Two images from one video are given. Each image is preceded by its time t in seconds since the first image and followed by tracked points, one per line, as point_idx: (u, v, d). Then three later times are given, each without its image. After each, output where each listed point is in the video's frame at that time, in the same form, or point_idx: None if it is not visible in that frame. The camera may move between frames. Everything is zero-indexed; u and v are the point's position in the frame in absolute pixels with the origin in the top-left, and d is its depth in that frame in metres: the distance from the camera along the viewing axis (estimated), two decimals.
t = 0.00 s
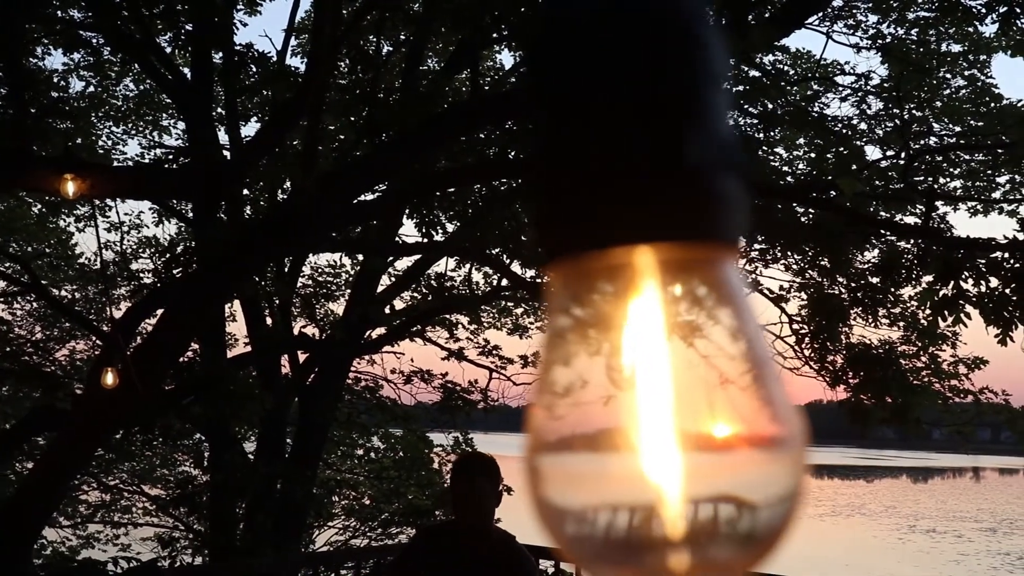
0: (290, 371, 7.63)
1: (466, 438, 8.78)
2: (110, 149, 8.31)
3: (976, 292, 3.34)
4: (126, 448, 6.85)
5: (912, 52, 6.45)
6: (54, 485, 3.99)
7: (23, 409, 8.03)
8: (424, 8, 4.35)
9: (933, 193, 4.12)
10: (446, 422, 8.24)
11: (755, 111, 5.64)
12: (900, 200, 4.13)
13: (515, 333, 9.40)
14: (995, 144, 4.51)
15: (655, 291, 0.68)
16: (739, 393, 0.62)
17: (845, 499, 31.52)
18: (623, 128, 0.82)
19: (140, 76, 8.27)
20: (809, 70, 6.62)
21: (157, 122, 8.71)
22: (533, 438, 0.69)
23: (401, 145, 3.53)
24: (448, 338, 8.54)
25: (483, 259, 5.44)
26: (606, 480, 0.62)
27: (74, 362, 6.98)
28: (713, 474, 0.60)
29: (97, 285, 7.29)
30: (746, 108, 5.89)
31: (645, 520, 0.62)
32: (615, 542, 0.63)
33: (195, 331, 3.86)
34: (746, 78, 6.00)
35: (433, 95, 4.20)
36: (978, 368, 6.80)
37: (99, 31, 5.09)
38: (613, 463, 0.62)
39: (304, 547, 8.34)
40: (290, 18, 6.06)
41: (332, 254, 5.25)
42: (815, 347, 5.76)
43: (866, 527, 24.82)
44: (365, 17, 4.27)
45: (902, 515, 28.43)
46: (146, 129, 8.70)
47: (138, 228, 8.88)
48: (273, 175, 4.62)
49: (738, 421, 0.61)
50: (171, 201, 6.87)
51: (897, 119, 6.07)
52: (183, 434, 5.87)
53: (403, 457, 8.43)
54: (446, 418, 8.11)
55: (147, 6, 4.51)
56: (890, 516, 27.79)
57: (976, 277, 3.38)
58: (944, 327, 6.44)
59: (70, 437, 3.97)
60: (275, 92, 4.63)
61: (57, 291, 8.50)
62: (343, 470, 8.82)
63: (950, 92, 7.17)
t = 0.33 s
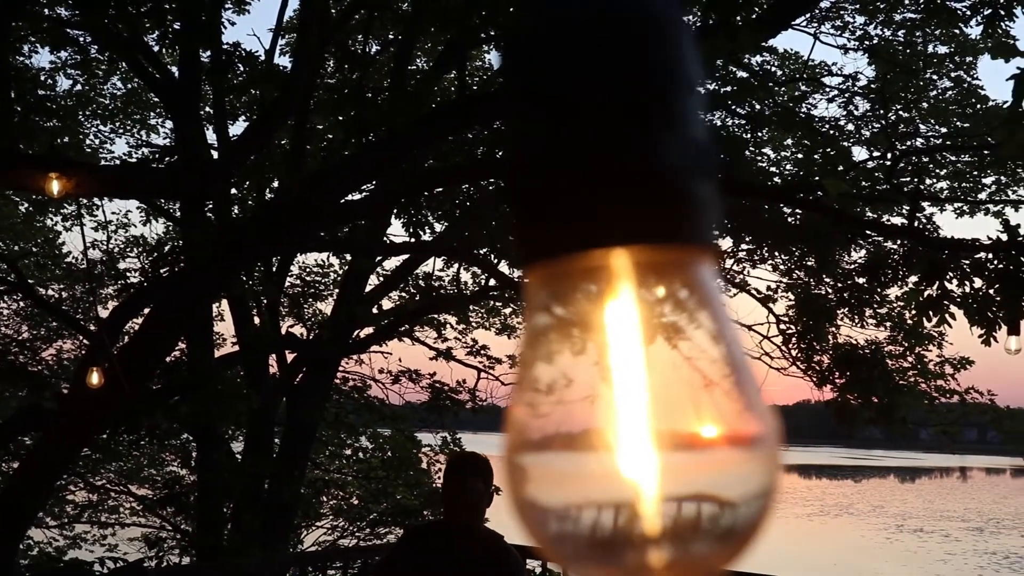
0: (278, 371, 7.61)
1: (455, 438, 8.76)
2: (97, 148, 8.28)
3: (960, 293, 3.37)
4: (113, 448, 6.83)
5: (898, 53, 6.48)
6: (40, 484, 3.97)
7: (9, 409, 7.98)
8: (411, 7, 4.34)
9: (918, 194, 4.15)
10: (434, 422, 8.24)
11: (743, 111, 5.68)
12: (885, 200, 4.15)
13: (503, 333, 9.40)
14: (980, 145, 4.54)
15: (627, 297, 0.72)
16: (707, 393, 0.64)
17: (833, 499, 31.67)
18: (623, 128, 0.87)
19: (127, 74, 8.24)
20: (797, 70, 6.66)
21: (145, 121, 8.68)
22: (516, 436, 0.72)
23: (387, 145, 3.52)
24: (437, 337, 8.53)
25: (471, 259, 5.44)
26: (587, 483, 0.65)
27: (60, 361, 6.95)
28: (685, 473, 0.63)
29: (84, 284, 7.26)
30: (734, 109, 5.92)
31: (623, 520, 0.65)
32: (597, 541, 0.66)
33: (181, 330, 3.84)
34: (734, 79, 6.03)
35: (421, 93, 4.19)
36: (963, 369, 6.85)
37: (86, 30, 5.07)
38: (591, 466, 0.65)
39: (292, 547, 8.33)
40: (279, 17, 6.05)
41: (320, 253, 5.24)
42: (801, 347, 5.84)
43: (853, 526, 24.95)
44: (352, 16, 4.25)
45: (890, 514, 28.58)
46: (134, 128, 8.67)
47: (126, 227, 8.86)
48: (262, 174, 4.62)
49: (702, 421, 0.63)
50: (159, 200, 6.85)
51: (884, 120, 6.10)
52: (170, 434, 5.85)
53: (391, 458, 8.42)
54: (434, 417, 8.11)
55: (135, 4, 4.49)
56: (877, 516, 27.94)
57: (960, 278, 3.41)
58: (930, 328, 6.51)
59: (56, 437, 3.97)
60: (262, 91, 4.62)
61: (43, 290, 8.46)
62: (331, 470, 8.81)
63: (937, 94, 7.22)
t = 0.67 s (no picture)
0: (265, 366, 7.60)
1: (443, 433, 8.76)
2: (83, 143, 8.23)
3: (944, 286, 3.39)
4: (100, 443, 6.81)
5: (885, 48, 6.51)
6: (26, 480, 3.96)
7: None
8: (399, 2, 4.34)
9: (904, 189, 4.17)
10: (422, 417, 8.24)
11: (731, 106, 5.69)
12: (871, 195, 4.17)
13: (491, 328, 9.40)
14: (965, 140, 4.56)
15: (588, 313, 1.09)
16: (650, 399, 0.99)
17: (820, 493, 31.80)
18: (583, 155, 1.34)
19: (114, 68, 8.19)
20: (785, 65, 6.67)
21: (131, 116, 8.64)
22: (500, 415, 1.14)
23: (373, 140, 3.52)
24: (425, 332, 8.53)
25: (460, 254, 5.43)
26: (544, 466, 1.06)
27: (47, 357, 6.92)
28: (618, 462, 1.03)
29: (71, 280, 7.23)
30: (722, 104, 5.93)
31: (566, 490, 1.05)
32: (553, 510, 1.05)
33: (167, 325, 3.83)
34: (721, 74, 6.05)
35: (409, 88, 4.19)
36: (949, 362, 6.89)
37: (71, 24, 5.04)
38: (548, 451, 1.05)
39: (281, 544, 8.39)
40: (266, 12, 6.02)
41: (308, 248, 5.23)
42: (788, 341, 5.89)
43: (842, 520, 25.07)
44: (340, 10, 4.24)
45: (877, 508, 28.74)
46: (121, 122, 8.62)
47: (113, 222, 8.82)
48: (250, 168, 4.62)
49: (638, 418, 0.97)
50: (145, 195, 6.82)
51: (870, 115, 6.13)
52: (157, 429, 5.83)
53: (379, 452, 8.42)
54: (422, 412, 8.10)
55: None
56: (864, 510, 28.07)
57: (944, 272, 3.43)
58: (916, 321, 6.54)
59: (40, 431, 3.96)
60: (249, 85, 4.60)
61: (30, 286, 8.41)
62: (320, 465, 8.80)
63: (923, 89, 7.25)
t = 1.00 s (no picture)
0: (257, 358, 7.60)
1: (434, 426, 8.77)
2: (75, 134, 8.20)
3: (934, 280, 3.41)
4: (90, 434, 6.81)
5: (876, 43, 6.52)
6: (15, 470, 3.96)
7: None
8: None
9: (894, 182, 4.19)
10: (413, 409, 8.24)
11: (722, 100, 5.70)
12: (862, 189, 4.19)
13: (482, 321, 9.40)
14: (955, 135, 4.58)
15: (553, 298, 0.92)
16: (630, 372, 0.89)
17: (811, 486, 31.98)
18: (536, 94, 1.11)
19: (105, 59, 8.16)
20: (777, 60, 6.68)
21: (123, 107, 8.60)
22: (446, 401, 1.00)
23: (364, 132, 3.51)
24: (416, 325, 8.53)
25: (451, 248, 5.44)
26: (511, 438, 0.92)
27: (37, 349, 6.91)
28: (579, 434, 0.90)
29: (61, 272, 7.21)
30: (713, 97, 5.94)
31: (530, 470, 0.93)
32: (517, 489, 0.93)
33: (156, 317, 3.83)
34: (713, 68, 6.05)
35: (400, 81, 4.18)
36: (939, 356, 6.93)
37: (61, 15, 5.02)
38: (513, 421, 0.91)
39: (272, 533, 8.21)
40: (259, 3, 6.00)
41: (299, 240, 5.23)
42: (778, 335, 5.94)
43: (832, 513, 25.21)
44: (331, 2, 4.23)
45: (867, 501, 28.90)
46: (111, 114, 8.59)
47: (104, 214, 8.80)
48: (240, 160, 4.61)
49: (615, 400, 0.87)
50: (136, 186, 6.80)
51: (861, 109, 6.14)
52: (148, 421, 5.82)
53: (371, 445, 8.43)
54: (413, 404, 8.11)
55: None
56: (855, 504, 28.20)
57: (934, 265, 3.45)
58: (905, 315, 6.58)
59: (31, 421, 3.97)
60: (239, 77, 4.59)
61: (21, 278, 8.39)
62: (311, 457, 8.80)
63: (914, 84, 7.27)
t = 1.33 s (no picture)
0: (249, 352, 7.60)
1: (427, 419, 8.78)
2: (66, 129, 8.17)
3: (924, 272, 3.42)
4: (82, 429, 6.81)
5: (867, 36, 6.53)
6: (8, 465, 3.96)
7: None
8: None
9: (885, 175, 4.21)
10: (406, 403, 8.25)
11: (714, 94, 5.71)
12: (852, 182, 4.21)
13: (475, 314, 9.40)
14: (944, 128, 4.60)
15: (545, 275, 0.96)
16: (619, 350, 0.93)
17: (803, 479, 32.14)
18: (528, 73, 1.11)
19: (96, 53, 8.13)
20: (769, 53, 6.69)
21: (114, 102, 8.58)
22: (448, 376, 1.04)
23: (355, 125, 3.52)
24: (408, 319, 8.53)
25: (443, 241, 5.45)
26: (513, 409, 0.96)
27: (29, 344, 6.90)
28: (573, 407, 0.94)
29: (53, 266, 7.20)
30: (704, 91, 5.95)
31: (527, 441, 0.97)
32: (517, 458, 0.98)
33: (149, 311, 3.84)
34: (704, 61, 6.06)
35: (391, 75, 4.18)
36: (930, 349, 6.97)
37: (52, 9, 5.01)
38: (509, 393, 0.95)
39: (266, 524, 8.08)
40: None
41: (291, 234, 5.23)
42: (770, 327, 5.99)
43: (824, 506, 25.34)
44: None
45: (859, 494, 29.05)
46: (103, 108, 8.55)
47: (96, 209, 8.77)
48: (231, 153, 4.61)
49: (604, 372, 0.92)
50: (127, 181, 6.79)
51: (852, 102, 6.16)
52: (140, 414, 5.82)
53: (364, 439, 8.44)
54: (406, 398, 8.13)
55: None
56: (847, 496, 28.32)
57: (925, 257, 3.45)
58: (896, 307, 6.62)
59: (23, 416, 3.97)
60: (231, 71, 4.59)
61: (13, 273, 8.36)
62: (304, 452, 8.81)
63: (906, 77, 7.29)
